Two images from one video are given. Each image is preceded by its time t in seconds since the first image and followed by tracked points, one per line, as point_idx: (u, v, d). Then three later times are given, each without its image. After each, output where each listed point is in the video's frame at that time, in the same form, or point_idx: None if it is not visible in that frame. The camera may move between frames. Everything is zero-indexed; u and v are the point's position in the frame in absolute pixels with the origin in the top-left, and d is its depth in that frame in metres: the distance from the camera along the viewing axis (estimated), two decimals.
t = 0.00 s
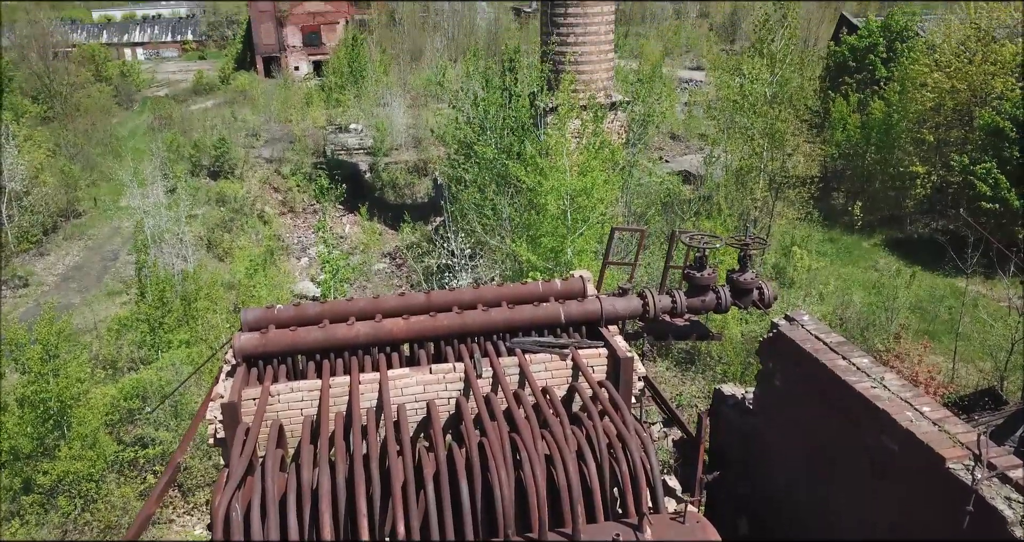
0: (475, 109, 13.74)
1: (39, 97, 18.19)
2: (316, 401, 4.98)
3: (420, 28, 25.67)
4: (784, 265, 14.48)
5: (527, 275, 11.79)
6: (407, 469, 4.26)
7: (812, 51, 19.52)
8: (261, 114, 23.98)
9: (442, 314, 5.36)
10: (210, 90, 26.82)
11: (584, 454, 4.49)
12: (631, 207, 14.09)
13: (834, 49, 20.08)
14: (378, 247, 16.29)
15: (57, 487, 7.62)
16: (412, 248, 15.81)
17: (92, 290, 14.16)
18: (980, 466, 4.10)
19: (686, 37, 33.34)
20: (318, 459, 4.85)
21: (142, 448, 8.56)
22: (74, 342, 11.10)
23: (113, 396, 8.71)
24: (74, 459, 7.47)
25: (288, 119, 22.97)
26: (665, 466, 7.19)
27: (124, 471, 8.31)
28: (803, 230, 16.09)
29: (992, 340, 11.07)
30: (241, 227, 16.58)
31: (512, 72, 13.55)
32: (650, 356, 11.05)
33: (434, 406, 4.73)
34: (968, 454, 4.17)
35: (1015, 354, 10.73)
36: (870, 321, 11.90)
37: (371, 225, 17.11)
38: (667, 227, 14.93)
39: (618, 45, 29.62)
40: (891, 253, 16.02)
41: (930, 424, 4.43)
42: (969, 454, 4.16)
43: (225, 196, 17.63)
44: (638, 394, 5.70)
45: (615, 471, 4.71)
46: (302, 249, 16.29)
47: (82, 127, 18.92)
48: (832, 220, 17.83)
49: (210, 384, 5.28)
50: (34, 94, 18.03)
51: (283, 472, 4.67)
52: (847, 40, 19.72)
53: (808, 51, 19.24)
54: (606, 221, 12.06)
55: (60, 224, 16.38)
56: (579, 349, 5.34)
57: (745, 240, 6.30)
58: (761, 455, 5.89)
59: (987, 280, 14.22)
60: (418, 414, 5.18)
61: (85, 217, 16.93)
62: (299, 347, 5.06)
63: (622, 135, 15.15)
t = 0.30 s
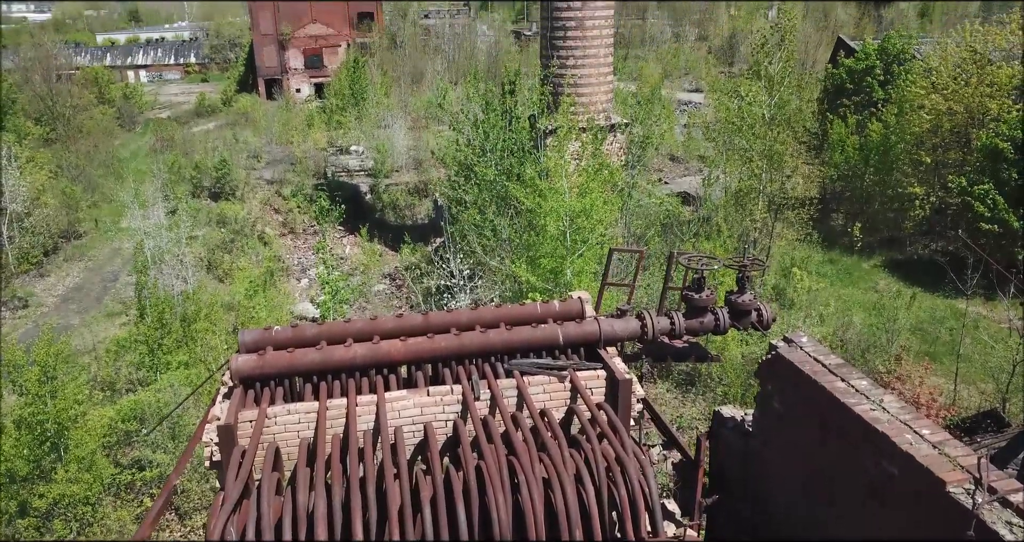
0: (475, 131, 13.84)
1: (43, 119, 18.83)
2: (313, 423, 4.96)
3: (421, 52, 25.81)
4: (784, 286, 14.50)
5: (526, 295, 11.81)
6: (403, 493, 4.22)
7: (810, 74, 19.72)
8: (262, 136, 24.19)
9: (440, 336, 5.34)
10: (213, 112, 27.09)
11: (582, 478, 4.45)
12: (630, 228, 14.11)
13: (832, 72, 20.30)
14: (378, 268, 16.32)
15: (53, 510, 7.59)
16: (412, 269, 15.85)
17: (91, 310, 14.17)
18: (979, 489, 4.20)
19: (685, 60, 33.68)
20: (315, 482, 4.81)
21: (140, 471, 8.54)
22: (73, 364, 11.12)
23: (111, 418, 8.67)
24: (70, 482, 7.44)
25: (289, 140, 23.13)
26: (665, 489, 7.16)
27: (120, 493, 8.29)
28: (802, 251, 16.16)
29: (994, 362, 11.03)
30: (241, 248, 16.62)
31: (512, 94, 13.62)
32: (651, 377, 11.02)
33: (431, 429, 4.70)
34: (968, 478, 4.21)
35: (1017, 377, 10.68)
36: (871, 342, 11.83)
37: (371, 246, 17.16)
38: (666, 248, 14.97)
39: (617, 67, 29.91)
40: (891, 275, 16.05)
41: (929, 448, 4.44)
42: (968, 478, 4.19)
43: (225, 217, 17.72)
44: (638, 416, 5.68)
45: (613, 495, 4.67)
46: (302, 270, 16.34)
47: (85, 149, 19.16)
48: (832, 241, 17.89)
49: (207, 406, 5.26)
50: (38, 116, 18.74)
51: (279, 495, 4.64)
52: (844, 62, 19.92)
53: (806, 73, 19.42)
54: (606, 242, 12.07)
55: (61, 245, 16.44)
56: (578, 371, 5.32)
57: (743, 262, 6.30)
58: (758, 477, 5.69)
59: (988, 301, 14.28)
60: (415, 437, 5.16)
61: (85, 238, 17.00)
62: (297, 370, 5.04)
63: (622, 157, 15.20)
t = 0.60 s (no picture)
0: (475, 154, 13.93)
1: (46, 141, 19.20)
2: (311, 449, 4.92)
3: (422, 76, 26.08)
4: (784, 309, 14.55)
5: (526, 317, 11.82)
6: (400, 521, 4.18)
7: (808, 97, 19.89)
8: (264, 158, 24.36)
9: (438, 361, 5.30)
10: (214, 135, 27.37)
11: (580, 505, 4.40)
12: (630, 250, 14.14)
13: (830, 95, 20.46)
14: (378, 289, 16.35)
15: (48, 535, 7.55)
16: (412, 291, 15.87)
17: (91, 332, 14.18)
18: (981, 519, 4.17)
19: (684, 83, 33.92)
20: (310, 509, 4.76)
21: (136, 495, 8.51)
22: (71, 386, 11.12)
23: (108, 442, 8.62)
24: (66, 507, 7.43)
25: (290, 163, 23.35)
26: (665, 515, 7.10)
27: (116, 518, 8.25)
28: (801, 274, 16.21)
29: (995, 385, 11.00)
30: (241, 269, 16.67)
31: (513, 118, 13.70)
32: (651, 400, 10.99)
33: (428, 455, 4.67)
34: (971, 508, 4.19)
35: (1019, 400, 10.63)
36: (872, 365, 11.77)
37: (371, 268, 17.22)
38: (667, 270, 15.00)
39: (616, 90, 30.17)
40: (891, 297, 16.05)
41: (931, 475, 4.42)
42: (971, 508, 4.18)
43: (227, 240, 17.80)
44: (637, 442, 5.64)
45: (612, 523, 4.63)
46: (302, 292, 16.37)
47: (87, 170, 19.29)
48: (832, 263, 17.92)
49: (204, 432, 5.22)
50: (41, 138, 19.11)
51: (275, 522, 4.60)
52: (842, 85, 20.10)
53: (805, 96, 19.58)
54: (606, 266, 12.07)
55: (62, 267, 16.50)
56: (577, 397, 5.30)
57: (743, 287, 6.29)
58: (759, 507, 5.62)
59: (988, 323, 14.30)
60: (413, 463, 5.12)
61: (86, 259, 17.08)
62: (294, 395, 5.01)
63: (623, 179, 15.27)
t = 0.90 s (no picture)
0: (475, 177, 13.98)
1: (47, 164, 19.27)
2: (306, 477, 4.88)
3: (423, 98, 27.02)
4: (784, 332, 14.56)
5: (526, 341, 11.79)
6: None
7: (807, 121, 19.99)
8: (264, 181, 24.47)
9: (435, 388, 5.26)
10: (216, 156, 27.74)
11: (577, 535, 4.34)
12: (630, 273, 14.13)
13: (828, 118, 20.58)
14: (378, 312, 16.34)
15: None
16: (412, 314, 15.86)
17: (89, 355, 14.15)
18: None
19: (684, 106, 34.08)
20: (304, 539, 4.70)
21: (132, 520, 8.47)
22: (68, 411, 11.07)
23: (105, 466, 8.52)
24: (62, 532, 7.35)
25: (290, 185, 23.48)
26: None
27: None
28: (802, 297, 16.20)
29: (997, 409, 10.94)
30: (241, 292, 16.66)
31: (513, 142, 13.72)
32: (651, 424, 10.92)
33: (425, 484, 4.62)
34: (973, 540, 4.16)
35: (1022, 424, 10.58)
36: (873, 389, 11.69)
37: (371, 290, 17.22)
38: (667, 292, 14.98)
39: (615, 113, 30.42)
40: (891, 319, 16.02)
41: (932, 506, 4.40)
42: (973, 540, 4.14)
43: (227, 262, 17.83)
44: (636, 469, 5.59)
45: None
46: (302, 314, 16.37)
47: (88, 193, 19.37)
48: (832, 285, 17.92)
49: (199, 460, 5.17)
50: (43, 160, 19.13)
51: None
52: (840, 109, 20.23)
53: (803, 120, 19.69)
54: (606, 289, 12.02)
55: (61, 290, 16.52)
56: (575, 425, 5.26)
57: (741, 314, 6.26)
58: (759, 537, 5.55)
59: (990, 347, 14.26)
60: (409, 492, 5.06)
61: (86, 282, 17.12)
62: (290, 423, 4.97)
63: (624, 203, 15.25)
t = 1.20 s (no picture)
0: (476, 200, 14.01)
1: (49, 187, 19.45)
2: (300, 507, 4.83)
3: (423, 122, 27.06)
4: (785, 355, 14.51)
5: (525, 364, 11.73)
6: None
7: (805, 144, 20.08)
8: (265, 203, 24.56)
9: (430, 416, 5.22)
10: (216, 179, 27.80)
11: None
12: (630, 295, 14.10)
13: (826, 141, 20.70)
14: (378, 334, 16.28)
15: None
16: (411, 337, 15.82)
17: (87, 379, 14.10)
18: None
19: (683, 129, 34.29)
20: None
21: None
22: (64, 436, 11.00)
23: (98, 492, 8.48)
24: None
25: (291, 207, 23.56)
26: None
27: None
28: (802, 320, 16.16)
29: (1000, 434, 10.87)
30: (241, 314, 16.65)
31: (513, 165, 13.77)
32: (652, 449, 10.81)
33: (419, 515, 4.57)
34: None
35: None
36: (874, 413, 11.62)
37: (370, 313, 17.19)
38: (668, 315, 14.96)
39: (615, 136, 30.60)
40: (892, 342, 15.99)
41: (933, 539, 4.38)
42: None
43: (226, 285, 17.84)
44: (634, 499, 5.53)
45: None
46: (301, 337, 16.34)
47: (89, 216, 19.45)
48: (832, 307, 17.89)
49: (191, 489, 5.12)
50: (45, 183, 19.30)
51: None
52: (838, 132, 20.36)
53: (802, 143, 19.80)
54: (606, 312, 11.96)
55: (60, 312, 16.51)
56: (572, 454, 5.22)
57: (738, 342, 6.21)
58: None
59: (991, 371, 14.19)
60: (403, 523, 5.01)
61: (85, 304, 17.11)
62: (283, 451, 4.92)
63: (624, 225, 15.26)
